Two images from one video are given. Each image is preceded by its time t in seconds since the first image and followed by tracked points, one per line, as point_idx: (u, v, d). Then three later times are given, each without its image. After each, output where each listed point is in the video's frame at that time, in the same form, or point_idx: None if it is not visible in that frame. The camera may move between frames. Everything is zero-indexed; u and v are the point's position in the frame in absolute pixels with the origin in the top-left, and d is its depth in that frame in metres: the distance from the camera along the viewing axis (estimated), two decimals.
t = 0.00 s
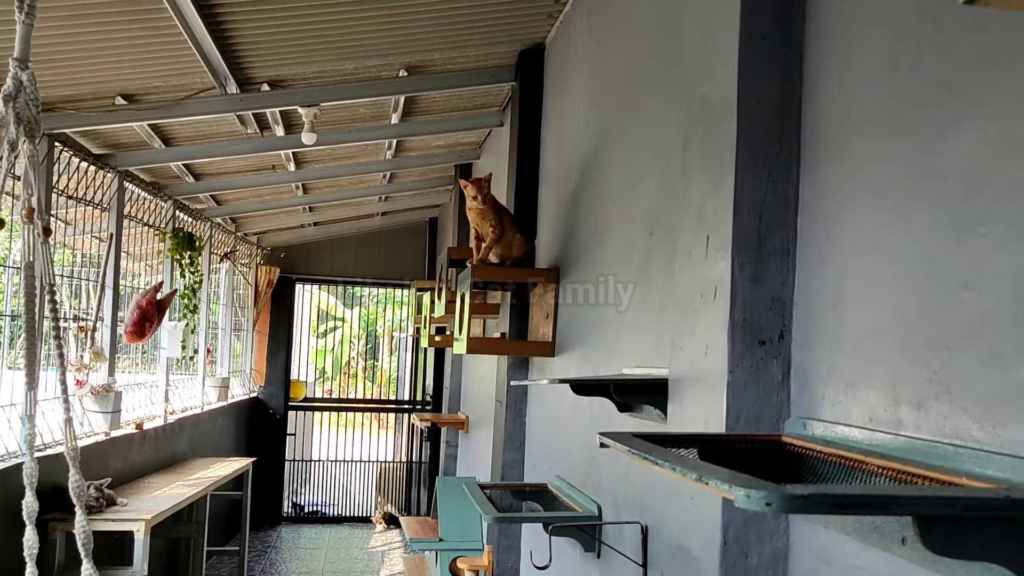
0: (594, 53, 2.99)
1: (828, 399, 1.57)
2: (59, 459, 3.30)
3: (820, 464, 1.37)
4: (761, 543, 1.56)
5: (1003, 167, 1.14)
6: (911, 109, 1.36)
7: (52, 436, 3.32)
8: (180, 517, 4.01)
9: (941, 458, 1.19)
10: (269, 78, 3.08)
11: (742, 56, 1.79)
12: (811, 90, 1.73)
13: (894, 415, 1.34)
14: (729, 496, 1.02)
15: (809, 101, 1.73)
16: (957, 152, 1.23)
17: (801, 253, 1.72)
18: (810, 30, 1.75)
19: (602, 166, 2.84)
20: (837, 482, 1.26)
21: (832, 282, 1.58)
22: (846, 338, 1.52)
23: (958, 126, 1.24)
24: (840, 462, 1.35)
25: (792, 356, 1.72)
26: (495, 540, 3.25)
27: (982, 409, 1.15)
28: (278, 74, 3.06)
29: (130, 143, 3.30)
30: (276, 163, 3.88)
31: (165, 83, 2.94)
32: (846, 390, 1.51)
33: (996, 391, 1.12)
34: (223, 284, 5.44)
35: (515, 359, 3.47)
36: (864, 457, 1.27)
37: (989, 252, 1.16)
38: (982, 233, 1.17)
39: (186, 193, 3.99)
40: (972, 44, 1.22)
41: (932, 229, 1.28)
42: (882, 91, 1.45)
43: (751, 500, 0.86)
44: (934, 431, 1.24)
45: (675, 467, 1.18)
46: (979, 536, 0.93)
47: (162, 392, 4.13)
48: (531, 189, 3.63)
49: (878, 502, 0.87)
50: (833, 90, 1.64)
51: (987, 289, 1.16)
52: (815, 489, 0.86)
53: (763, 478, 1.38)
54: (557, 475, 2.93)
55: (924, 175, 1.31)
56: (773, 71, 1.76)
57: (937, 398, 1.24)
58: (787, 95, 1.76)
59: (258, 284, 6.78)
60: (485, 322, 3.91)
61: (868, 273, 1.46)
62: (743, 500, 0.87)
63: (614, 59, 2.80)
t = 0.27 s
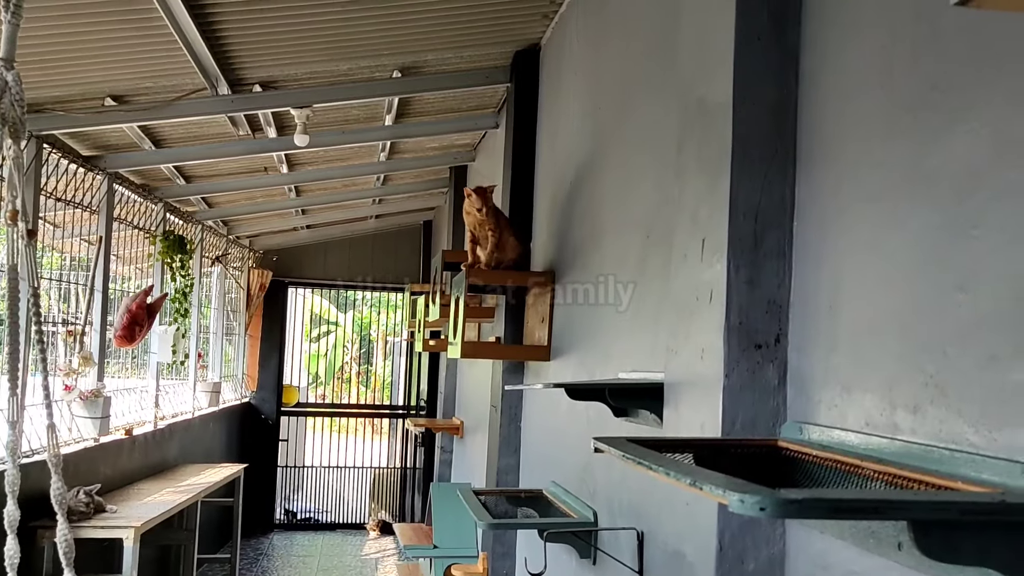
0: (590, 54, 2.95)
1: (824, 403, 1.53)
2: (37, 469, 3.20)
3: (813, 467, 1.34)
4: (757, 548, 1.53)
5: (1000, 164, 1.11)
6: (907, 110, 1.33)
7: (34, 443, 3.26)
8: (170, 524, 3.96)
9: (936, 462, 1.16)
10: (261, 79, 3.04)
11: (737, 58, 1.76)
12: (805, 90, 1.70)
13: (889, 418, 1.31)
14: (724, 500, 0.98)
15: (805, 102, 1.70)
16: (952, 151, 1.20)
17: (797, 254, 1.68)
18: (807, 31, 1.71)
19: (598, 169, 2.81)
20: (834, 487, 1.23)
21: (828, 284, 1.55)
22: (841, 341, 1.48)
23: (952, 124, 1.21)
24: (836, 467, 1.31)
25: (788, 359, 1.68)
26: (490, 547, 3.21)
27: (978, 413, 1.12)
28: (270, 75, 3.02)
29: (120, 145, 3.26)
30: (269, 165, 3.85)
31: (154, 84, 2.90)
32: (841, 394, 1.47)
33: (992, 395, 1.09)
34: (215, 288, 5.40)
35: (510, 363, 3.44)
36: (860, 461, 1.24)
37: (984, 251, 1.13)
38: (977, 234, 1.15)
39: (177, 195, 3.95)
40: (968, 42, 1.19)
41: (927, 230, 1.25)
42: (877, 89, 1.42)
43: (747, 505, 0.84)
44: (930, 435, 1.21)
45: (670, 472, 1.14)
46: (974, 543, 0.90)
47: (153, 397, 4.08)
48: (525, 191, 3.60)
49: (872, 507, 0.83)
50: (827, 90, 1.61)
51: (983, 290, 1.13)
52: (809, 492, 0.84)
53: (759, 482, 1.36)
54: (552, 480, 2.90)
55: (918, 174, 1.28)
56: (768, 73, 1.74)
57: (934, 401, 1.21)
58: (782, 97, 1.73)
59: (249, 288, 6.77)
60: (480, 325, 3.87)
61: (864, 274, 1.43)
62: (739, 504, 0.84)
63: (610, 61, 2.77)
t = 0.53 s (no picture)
0: (586, 52, 2.87)
1: (826, 411, 1.50)
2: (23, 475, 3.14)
3: (813, 476, 1.32)
4: (758, 561, 1.45)
5: (1007, 171, 1.09)
6: (910, 109, 1.31)
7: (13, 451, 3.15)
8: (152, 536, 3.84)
9: (940, 472, 1.16)
10: (248, 76, 2.95)
11: (737, 46, 1.69)
12: (808, 88, 1.65)
13: (892, 427, 1.30)
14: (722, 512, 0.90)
15: (807, 101, 1.64)
16: (955, 154, 1.19)
17: (799, 257, 1.63)
18: (808, 26, 1.67)
19: (594, 170, 2.73)
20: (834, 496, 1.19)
21: (828, 290, 1.52)
22: (843, 347, 1.46)
23: (955, 127, 1.20)
24: (838, 476, 1.28)
25: (789, 366, 1.63)
26: (483, 560, 3.10)
27: (982, 422, 1.11)
28: (258, 72, 2.94)
29: (102, 143, 3.16)
30: (256, 165, 3.75)
31: (138, 80, 2.80)
32: (843, 400, 1.45)
33: (997, 402, 1.09)
34: (200, 292, 5.31)
35: (505, 369, 3.34)
36: (862, 470, 1.22)
37: (988, 257, 1.12)
38: (982, 237, 1.13)
39: (161, 196, 3.84)
40: (971, 45, 1.18)
41: (928, 230, 1.24)
42: (879, 92, 1.40)
43: (742, 516, 0.82)
44: (933, 445, 1.20)
45: (666, 481, 1.06)
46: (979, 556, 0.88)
47: (135, 404, 3.97)
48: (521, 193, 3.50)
49: (872, 517, 0.81)
50: (829, 90, 1.57)
51: (987, 296, 1.12)
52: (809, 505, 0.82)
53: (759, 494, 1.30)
54: (548, 491, 2.80)
55: (920, 178, 1.27)
56: (768, 72, 1.68)
57: (937, 410, 1.20)
58: (783, 95, 1.68)
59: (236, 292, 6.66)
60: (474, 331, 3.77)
61: (866, 279, 1.41)
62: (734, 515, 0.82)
63: (607, 58, 2.69)
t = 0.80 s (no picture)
0: (584, 46, 2.77)
1: (828, 417, 1.42)
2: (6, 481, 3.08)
3: (815, 483, 1.25)
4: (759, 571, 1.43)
5: (1012, 168, 1.05)
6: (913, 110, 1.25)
7: None
8: (134, 546, 3.74)
9: (945, 480, 1.09)
10: (233, 71, 2.85)
11: (737, 49, 1.62)
12: (810, 81, 1.56)
13: (896, 433, 1.23)
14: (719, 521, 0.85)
15: (810, 94, 1.55)
16: (959, 155, 1.14)
17: (802, 257, 1.54)
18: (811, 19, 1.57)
19: (591, 169, 2.63)
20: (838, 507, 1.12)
21: (831, 291, 1.44)
22: (847, 351, 1.38)
23: (960, 126, 1.15)
24: (840, 484, 1.20)
25: (792, 370, 1.54)
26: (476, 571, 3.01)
27: (989, 428, 1.05)
28: (243, 67, 2.84)
29: (82, 140, 3.07)
30: (243, 163, 3.67)
31: (120, 75, 2.70)
32: (847, 406, 1.37)
33: (1004, 409, 1.03)
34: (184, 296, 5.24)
35: (498, 374, 3.25)
36: (866, 477, 1.16)
37: (994, 260, 1.07)
38: (988, 241, 1.08)
39: (143, 195, 3.75)
40: (975, 42, 1.13)
41: (932, 231, 1.19)
42: (881, 89, 1.34)
43: (742, 525, 0.77)
44: (940, 451, 1.14)
45: (662, 489, 0.98)
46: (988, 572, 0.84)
47: (117, 410, 3.86)
48: (515, 192, 3.42)
49: (875, 527, 0.77)
50: (830, 82, 1.49)
51: (994, 299, 1.07)
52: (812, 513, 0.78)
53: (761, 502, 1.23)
54: (543, 499, 2.71)
55: (923, 179, 1.22)
56: (771, 65, 1.59)
57: (943, 415, 1.14)
58: (786, 90, 1.58)
59: (221, 293, 6.52)
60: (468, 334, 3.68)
61: (869, 280, 1.34)
62: (734, 525, 0.77)
63: (604, 53, 2.59)
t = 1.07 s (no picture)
0: (581, 42, 2.69)
1: (833, 422, 1.34)
2: None
3: (816, 489, 1.17)
4: None
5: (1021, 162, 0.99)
6: (921, 108, 1.18)
7: None
8: (116, 555, 3.66)
9: (952, 486, 1.03)
10: (220, 64, 2.76)
11: (737, 41, 1.53)
12: (815, 79, 1.47)
13: (903, 439, 1.16)
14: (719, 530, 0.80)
15: (814, 90, 1.47)
16: (969, 151, 1.07)
17: (807, 257, 1.45)
18: (816, 15, 1.48)
19: (587, 168, 2.55)
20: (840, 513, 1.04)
21: (835, 291, 1.36)
22: (852, 354, 1.30)
23: (967, 123, 1.08)
24: (845, 490, 1.12)
25: (796, 374, 1.45)
26: None
27: (999, 432, 0.99)
28: (230, 60, 2.74)
29: (62, 136, 2.97)
30: (229, 159, 3.59)
31: (102, 69, 2.60)
32: (852, 410, 1.29)
33: (1014, 414, 0.97)
34: (168, 299, 5.18)
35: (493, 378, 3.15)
36: (870, 484, 1.08)
37: (1004, 260, 1.00)
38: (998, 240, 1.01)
39: (125, 192, 3.66)
40: (982, 40, 1.07)
41: (943, 232, 1.11)
42: (886, 85, 1.27)
43: (744, 533, 0.74)
44: (946, 457, 1.07)
45: (659, 496, 0.90)
46: None
47: (99, 415, 3.77)
48: (511, 188, 3.32)
49: (880, 534, 0.74)
50: (835, 74, 1.41)
51: (1004, 300, 1.00)
52: (813, 519, 0.75)
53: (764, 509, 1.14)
54: (539, 507, 2.62)
55: (930, 177, 1.15)
56: (775, 56, 1.50)
57: (950, 419, 1.07)
58: (788, 85, 1.50)
59: (207, 294, 6.41)
60: (462, 335, 3.59)
61: (874, 279, 1.26)
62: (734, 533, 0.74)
63: (602, 48, 2.51)
